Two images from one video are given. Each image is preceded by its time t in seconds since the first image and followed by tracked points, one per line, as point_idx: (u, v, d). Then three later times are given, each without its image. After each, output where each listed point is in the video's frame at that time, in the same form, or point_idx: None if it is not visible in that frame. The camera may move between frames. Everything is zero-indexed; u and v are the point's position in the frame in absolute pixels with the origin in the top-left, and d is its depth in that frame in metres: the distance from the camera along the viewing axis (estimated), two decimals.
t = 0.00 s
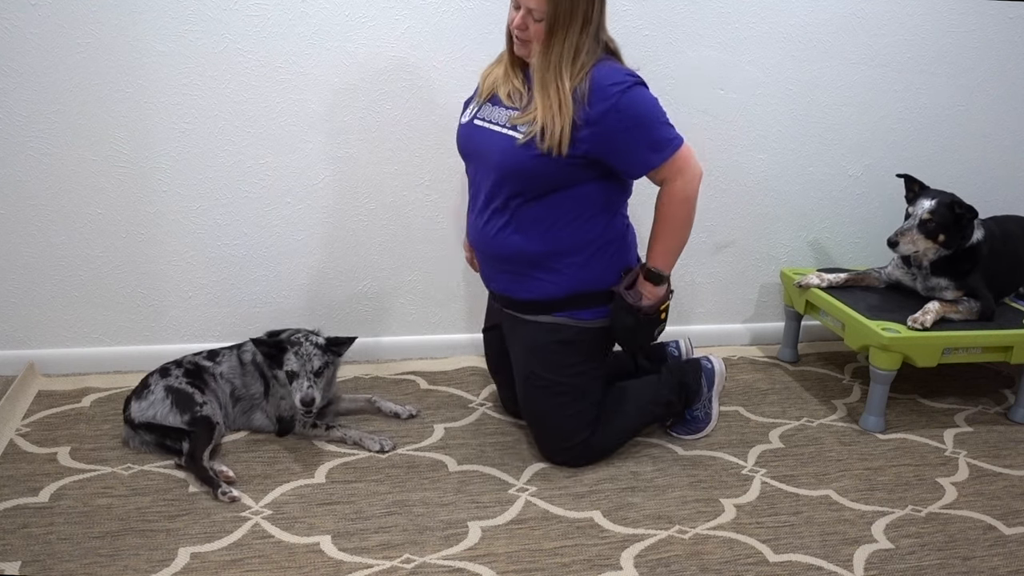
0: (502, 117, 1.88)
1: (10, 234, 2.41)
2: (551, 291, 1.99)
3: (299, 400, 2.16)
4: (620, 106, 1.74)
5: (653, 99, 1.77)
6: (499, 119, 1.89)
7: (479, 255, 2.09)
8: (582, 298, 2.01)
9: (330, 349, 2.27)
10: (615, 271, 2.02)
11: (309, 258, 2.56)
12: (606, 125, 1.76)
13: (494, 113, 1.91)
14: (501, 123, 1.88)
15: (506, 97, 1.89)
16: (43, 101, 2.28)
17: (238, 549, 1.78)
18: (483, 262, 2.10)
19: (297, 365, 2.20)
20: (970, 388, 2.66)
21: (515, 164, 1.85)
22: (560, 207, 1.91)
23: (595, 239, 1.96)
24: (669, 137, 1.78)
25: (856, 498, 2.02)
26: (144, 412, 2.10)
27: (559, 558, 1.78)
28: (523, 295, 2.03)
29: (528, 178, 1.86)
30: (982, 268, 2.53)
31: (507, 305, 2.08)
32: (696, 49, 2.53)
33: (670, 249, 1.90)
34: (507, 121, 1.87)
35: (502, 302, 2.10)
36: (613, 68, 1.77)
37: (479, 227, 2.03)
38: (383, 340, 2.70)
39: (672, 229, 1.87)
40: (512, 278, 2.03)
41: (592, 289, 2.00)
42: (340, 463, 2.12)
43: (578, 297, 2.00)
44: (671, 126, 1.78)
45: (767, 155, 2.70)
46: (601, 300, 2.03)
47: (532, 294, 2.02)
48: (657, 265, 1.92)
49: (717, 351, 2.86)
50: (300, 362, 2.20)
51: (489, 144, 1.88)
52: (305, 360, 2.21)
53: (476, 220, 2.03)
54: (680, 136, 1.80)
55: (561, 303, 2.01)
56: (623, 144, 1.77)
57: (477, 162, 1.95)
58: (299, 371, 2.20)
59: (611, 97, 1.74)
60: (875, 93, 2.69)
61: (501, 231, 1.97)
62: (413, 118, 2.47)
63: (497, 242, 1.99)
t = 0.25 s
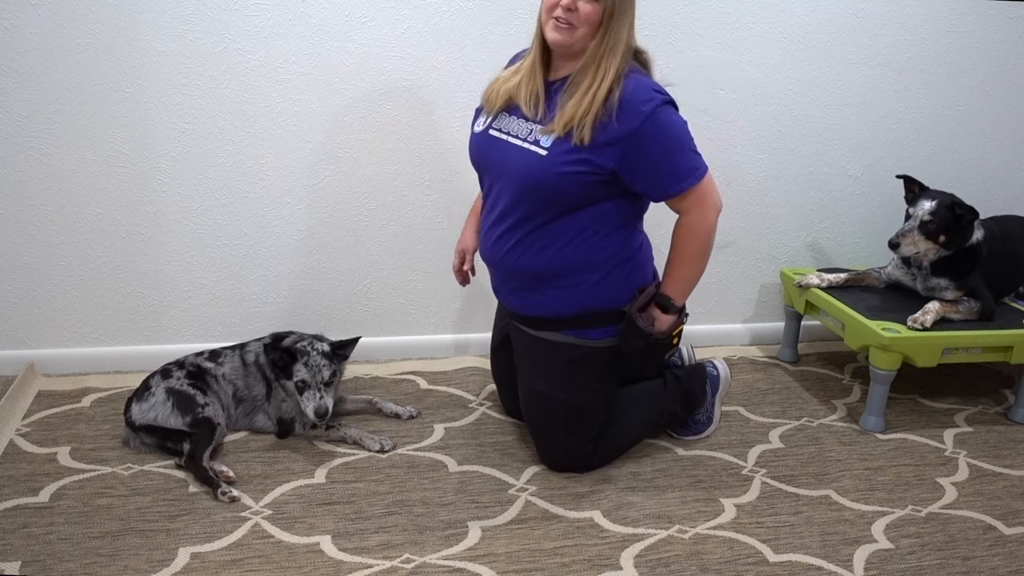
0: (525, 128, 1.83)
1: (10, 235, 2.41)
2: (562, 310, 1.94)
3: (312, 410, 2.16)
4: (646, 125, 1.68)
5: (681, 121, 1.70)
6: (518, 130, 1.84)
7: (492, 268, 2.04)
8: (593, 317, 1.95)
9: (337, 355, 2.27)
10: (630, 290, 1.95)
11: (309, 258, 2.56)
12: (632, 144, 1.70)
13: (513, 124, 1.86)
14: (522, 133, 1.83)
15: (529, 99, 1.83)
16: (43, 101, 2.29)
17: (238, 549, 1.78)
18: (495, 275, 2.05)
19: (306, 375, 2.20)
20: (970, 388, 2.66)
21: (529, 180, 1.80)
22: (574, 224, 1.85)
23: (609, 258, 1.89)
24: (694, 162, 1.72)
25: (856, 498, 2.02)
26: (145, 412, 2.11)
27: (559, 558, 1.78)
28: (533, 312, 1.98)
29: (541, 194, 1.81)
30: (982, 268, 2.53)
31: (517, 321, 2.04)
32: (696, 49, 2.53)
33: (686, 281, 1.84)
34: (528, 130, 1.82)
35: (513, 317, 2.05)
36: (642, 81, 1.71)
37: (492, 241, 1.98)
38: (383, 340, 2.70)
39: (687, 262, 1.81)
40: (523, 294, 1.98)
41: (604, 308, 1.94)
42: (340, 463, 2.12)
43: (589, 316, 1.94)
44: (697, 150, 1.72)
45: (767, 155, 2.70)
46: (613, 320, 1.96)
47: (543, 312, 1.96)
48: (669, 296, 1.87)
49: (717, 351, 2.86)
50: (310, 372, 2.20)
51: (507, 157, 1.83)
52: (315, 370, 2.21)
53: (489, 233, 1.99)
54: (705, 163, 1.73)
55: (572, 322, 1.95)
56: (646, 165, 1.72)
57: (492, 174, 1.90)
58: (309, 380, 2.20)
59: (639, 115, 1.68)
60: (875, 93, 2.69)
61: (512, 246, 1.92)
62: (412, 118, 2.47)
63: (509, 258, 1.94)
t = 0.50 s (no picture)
0: (549, 138, 1.80)
1: (10, 234, 2.41)
2: (581, 322, 1.93)
3: (317, 403, 2.16)
4: (676, 137, 1.67)
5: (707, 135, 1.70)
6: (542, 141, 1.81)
7: (508, 275, 2.02)
8: (613, 330, 1.94)
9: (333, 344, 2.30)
10: (650, 303, 1.95)
11: (308, 258, 2.56)
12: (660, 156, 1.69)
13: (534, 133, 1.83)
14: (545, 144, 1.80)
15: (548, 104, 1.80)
16: (43, 101, 2.28)
17: (238, 549, 1.78)
18: (510, 282, 2.03)
19: (308, 366, 2.21)
20: (970, 388, 2.66)
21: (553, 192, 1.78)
22: (596, 237, 1.84)
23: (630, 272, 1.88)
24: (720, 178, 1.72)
25: (856, 498, 2.02)
26: (145, 412, 2.11)
27: (559, 558, 1.78)
28: (551, 323, 1.96)
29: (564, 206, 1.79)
30: (982, 268, 2.53)
31: (533, 329, 2.02)
32: (696, 49, 2.53)
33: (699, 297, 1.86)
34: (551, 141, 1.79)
35: (529, 326, 2.03)
36: (668, 86, 1.71)
37: (509, 249, 1.95)
38: (383, 340, 2.70)
39: (701, 279, 1.83)
40: (541, 304, 1.96)
41: (624, 321, 1.93)
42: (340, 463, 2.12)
43: (609, 328, 1.94)
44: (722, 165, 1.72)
45: (767, 155, 2.70)
46: (633, 331, 1.96)
47: (561, 323, 1.95)
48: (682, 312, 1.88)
49: (717, 351, 2.86)
50: (311, 363, 2.22)
51: (529, 166, 1.81)
52: (315, 360, 2.22)
53: (506, 240, 1.96)
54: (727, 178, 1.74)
55: (591, 334, 1.94)
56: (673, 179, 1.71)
57: (512, 181, 1.87)
58: (312, 373, 2.21)
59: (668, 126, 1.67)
60: (875, 94, 2.69)
61: (531, 257, 1.90)
62: (412, 118, 2.46)
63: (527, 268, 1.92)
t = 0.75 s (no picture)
0: (566, 152, 1.79)
1: (10, 234, 2.41)
2: (589, 326, 1.93)
3: (314, 412, 2.16)
4: (694, 152, 1.69)
5: (723, 148, 1.73)
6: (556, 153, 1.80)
7: (514, 278, 2.02)
8: (622, 333, 1.95)
9: (336, 352, 2.28)
10: (658, 306, 1.96)
11: (308, 258, 2.56)
12: (679, 171, 1.71)
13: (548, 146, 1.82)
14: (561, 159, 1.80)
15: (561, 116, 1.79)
16: (43, 101, 2.29)
17: (238, 549, 1.78)
18: (516, 285, 2.02)
19: (307, 377, 2.20)
20: (970, 388, 2.66)
21: (565, 197, 1.78)
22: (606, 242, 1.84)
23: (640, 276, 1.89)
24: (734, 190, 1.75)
25: (856, 498, 2.02)
26: (145, 412, 2.11)
27: (559, 558, 1.78)
28: (559, 326, 1.97)
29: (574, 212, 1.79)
30: (982, 268, 2.53)
31: (540, 332, 2.02)
32: (696, 49, 2.53)
33: (710, 310, 1.90)
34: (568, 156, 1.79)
35: (536, 328, 2.03)
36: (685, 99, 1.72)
37: (517, 251, 1.95)
38: (383, 340, 2.70)
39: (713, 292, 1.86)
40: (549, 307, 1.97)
41: (632, 325, 1.95)
42: (340, 463, 2.12)
43: (618, 332, 1.94)
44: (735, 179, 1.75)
45: (767, 155, 2.70)
46: (641, 336, 1.97)
47: (570, 326, 1.95)
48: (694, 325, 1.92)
49: (717, 351, 2.86)
50: (310, 374, 2.21)
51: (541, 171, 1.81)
52: (315, 371, 2.21)
53: (514, 243, 1.96)
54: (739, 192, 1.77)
55: (600, 338, 1.95)
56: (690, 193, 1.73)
57: (522, 183, 1.86)
58: (311, 382, 2.20)
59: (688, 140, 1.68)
60: (875, 94, 2.69)
61: (540, 260, 1.90)
62: (412, 118, 2.46)
63: (536, 271, 1.92)
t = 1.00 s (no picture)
0: (570, 145, 1.79)
1: (10, 234, 2.41)
2: (588, 324, 1.93)
3: (308, 413, 2.17)
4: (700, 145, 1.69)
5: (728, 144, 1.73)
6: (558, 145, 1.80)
7: (514, 276, 2.01)
8: (620, 333, 1.95)
9: (332, 355, 2.27)
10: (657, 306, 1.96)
11: (308, 258, 2.56)
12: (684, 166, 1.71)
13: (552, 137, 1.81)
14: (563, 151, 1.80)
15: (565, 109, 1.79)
16: (42, 101, 2.29)
17: (238, 549, 1.78)
18: (515, 285, 2.03)
19: (301, 379, 2.21)
20: (970, 388, 2.66)
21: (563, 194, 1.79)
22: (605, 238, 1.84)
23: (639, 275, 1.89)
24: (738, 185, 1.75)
25: (856, 499, 2.02)
26: (145, 411, 2.11)
27: (559, 558, 1.78)
28: (558, 325, 1.96)
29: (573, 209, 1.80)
30: (982, 268, 2.53)
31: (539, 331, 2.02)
32: (696, 49, 2.54)
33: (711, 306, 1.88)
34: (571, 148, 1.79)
35: (535, 327, 2.03)
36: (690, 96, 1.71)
37: (516, 248, 1.95)
38: (383, 340, 2.70)
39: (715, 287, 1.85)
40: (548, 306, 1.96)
41: (631, 324, 1.94)
42: (340, 463, 2.12)
43: (616, 332, 1.94)
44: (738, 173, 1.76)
45: (767, 155, 2.70)
46: (640, 336, 1.97)
47: (569, 325, 1.95)
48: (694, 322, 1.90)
49: (717, 351, 2.86)
50: (304, 376, 2.21)
51: (541, 168, 1.82)
52: (309, 373, 2.22)
53: (514, 241, 1.95)
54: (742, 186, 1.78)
55: (598, 337, 1.95)
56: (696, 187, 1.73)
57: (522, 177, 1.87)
58: (305, 383, 2.21)
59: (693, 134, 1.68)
60: (875, 93, 2.69)
61: (539, 260, 1.90)
62: (412, 118, 2.46)
63: (535, 269, 1.92)
